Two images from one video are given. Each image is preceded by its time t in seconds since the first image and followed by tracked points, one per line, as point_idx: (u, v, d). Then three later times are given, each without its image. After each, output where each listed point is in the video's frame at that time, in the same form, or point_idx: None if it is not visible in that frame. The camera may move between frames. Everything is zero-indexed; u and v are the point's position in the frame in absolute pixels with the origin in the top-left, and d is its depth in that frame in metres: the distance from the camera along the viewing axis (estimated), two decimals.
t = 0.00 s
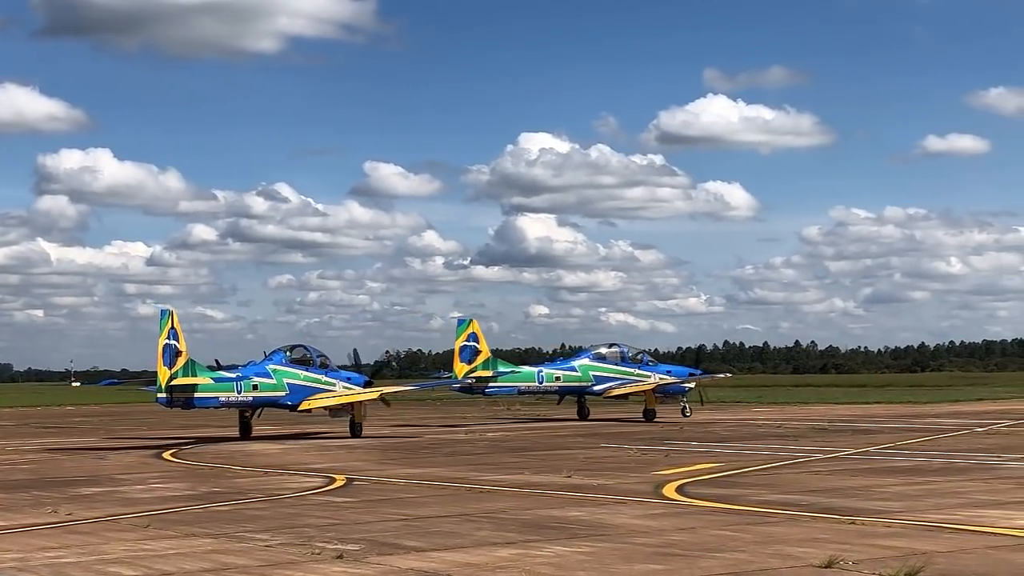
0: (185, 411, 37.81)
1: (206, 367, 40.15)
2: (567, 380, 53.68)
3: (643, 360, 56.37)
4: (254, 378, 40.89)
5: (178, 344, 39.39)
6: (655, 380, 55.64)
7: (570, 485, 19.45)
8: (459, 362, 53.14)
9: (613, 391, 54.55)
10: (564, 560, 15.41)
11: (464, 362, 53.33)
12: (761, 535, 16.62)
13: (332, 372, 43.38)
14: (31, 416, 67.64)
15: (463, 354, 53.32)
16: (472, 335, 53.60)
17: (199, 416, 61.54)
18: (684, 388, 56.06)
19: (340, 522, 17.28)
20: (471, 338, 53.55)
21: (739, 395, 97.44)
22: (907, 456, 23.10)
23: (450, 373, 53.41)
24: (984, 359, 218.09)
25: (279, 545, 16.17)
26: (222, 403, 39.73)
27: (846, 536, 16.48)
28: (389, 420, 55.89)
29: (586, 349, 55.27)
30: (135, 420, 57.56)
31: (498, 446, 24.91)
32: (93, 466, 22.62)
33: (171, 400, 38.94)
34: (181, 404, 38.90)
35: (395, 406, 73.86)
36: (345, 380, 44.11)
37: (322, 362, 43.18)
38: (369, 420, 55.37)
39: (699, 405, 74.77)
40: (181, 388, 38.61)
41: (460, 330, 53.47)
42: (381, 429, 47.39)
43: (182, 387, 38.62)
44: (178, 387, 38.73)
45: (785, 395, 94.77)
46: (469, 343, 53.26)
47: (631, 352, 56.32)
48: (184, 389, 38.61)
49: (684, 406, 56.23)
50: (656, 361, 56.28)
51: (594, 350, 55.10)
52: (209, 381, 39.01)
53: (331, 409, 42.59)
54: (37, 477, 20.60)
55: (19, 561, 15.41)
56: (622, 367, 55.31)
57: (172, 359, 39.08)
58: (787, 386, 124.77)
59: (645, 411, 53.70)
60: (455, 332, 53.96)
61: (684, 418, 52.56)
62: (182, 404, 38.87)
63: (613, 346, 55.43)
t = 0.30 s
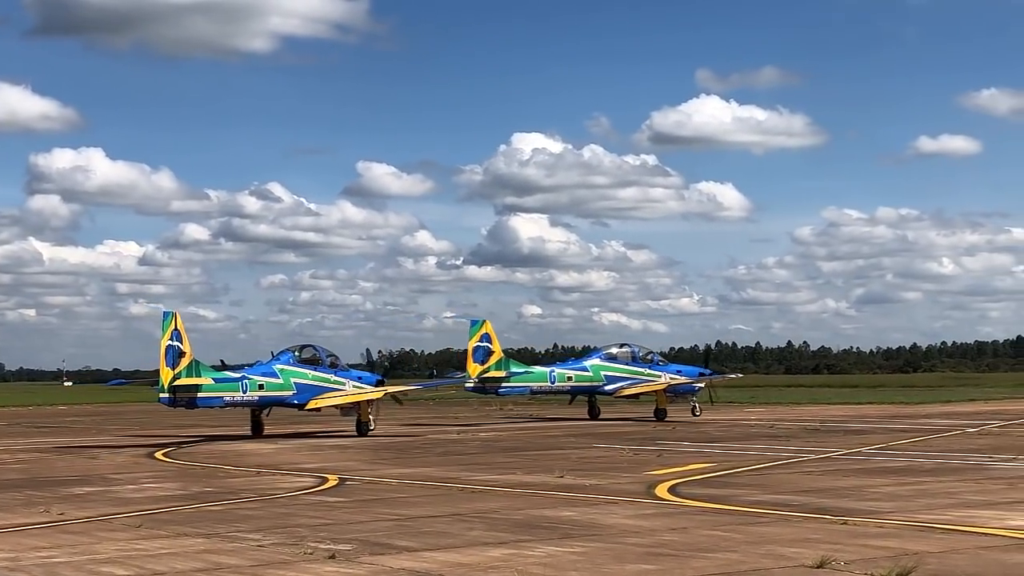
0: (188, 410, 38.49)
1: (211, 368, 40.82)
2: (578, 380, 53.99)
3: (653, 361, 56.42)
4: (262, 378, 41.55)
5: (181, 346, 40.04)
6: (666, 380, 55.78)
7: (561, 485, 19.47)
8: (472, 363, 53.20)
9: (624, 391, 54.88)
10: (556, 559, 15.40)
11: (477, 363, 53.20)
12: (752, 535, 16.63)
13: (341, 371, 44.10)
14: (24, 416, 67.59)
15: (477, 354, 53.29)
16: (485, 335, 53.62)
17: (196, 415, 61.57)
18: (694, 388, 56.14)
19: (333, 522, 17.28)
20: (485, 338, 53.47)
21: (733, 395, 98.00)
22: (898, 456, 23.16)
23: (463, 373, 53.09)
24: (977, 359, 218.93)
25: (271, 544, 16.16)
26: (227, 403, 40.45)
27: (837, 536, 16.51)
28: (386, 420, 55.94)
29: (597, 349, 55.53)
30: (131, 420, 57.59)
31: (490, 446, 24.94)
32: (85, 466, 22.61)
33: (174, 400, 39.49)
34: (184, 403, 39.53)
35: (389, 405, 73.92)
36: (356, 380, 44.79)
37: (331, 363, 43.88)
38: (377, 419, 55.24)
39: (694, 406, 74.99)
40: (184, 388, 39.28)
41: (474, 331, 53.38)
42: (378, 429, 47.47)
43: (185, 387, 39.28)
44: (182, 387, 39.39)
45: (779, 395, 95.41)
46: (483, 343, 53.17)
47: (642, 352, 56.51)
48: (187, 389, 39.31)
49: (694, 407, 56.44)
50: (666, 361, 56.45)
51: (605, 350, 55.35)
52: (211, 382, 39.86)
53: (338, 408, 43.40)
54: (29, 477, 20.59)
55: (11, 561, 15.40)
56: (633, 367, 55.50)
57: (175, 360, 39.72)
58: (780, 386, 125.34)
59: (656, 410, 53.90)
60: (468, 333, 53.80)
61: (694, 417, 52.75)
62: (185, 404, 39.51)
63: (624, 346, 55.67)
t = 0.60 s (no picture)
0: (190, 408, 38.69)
1: (216, 367, 40.92)
2: (590, 381, 54.20)
3: (664, 362, 56.83)
4: (269, 378, 41.65)
5: (186, 347, 40.14)
6: (677, 382, 55.92)
7: (553, 486, 19.49)
8: (485, 364, 52.80)
9: (635, 393, 54.91)
10: (548, 562, 15.37)
11: (490, 365, 52.91)
12: (744, 537, 16.64)
13: (351, 372, 44.12)
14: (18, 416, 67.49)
15: (489, 356, 53.05)
16: (497, 338, 53.44)
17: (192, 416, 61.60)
18: (703, 390, 56.46)
19: (325, 524, 17.28)
20: (498, 341, 53.36)
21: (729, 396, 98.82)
22: (890, 458, 23.24)
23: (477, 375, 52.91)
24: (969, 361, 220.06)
25: (264, 546, 16.14)
26: (234, 403, 40.50)
27: (829, 538, 16.52)
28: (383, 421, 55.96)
29: (608, 350, 55.75)
30: (127, 420, 57.61)
31: (482, 448, 24.95)
32: (78, 467, 22.58)
33: (179, 401, 39.68)
34: (187, 402, 39.68)
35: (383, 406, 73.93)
36: (367, 380, 44.81)
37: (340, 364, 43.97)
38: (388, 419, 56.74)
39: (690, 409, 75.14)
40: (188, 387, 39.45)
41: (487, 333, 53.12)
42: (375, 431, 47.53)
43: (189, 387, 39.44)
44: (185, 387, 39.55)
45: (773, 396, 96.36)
46: (497, 345, 53.07)
47: (652, 354, 56.72)
48: (192, 389, 39.52)
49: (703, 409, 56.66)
50: (677, 363, 56.64)
51: (616, 352, 55.61)
52: (216, 382, 40.04)
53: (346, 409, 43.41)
54: (22, 478, 20.55)
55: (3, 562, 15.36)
56: (644, 368, 55.75)
57: (180, 361, 39.88)
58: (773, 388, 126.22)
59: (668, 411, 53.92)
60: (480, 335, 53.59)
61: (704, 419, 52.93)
62: (188, 403, 39.67)
63: (635, 348, 55.97)
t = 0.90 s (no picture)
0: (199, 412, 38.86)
1: (224, 371, 41.00)
2: (602, 384, 54.31)
3: (674, 365, 56.94)
4: (279, 380, 41.94)
5: (193, 349, 40.08)
6: (688, 384, 56.04)
7: (545, 489, 19.51)
8: (500, 365, 52.61)
9: (647, 395, 54.74)
10: (540, 564, 15.37)
11: (504, 366, 52.77)
12: (735, 540, 16.66)
13: (363, 375, 44.68)
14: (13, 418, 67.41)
15: (504, 358, 52.90)
16: (512, 340, 53.32)
17: (189, 419, 61.58)
18: (713, 393, 56.59)
19: (317, 527, 17.28)
20: (512, 343, 53.30)
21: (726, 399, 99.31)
22: (882, 461, 23.29)
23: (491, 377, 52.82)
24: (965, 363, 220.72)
25: (256, 548, 16.14)
26: (242, 404, 40.47)
27: (820, 541, 16.55)
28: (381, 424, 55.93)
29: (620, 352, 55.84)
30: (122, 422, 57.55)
31: (474, 451, 24.96)
32: (70, 470, 22.57)
33: (186, 402, 39.71)
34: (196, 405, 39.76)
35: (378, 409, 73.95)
36: (380, 382, 45.23)
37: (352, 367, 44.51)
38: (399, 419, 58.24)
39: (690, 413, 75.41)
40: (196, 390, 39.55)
41: (502, 335, 53.04)
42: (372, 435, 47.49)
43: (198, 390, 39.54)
44: (194, 390, 39.62)
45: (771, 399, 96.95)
46: (512, 347, 53.00)
47: (663, 356, 56.81)
48: (200, 391, 39.64)
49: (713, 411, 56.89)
50: (687, 366, 56.77)
51: (628, 355, 55.67)
52: (224, 384, 40.15)
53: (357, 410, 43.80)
54: (14, 480, 20.52)
55: None
56: (655, 371, 55.83)
57: (187, 364, 39.78)
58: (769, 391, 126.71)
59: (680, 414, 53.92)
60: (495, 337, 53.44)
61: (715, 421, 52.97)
62: (197, 405, 39.76)
63: (646, 351, 56.06)
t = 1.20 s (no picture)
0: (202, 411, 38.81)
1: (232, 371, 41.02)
2: (613, 384, 54.34)
3: (683, 365, 57.02)
4: (288, 380, 41.94)
5: (200, 350, 40.04)
6: (697, 385, 56.16)
7: (536, 491, 19.50)
8: (512, 365, 52.59)
9: (656, 395, 54.99)
10: (532, 565, 15.34)
11: (516, 366, 52.68)
12: (727, 541, 16.65)
13: (374, 375, 44.73)
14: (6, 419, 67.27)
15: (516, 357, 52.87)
16: (524, 340, 53.28)
17: (185, 420, 61.55)
18: (722, 393, 56.64)
19: (308, 527, 17.25)
20: (524, 343, 53.24)
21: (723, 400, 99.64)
22: (873, 462, 23.32)
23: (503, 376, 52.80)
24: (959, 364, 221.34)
25: (247, 549, 16.11)
26: (249, 404, 40.51)
27: (811, 542, 16.54)
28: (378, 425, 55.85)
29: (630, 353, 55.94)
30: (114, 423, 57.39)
31: (466, 451, 24.95)
32: (61, 470, 22.51)
33: (193, 402, 39.76)
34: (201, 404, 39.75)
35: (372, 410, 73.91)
36: (392, 382, 45.36)
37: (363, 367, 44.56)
38: (413, 420, 58.13)
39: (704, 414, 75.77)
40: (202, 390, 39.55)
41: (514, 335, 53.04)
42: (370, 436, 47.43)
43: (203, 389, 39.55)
44: (200, 390, 39.62)
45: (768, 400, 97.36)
46: (524, 347, 52.95)
47: (672, 356, 56.88)
48: (207, 391, 39.67)
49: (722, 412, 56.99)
50: (696, 367, 56.80)
51: (638, 355, 55.76)
52: (231, 384, 40.13)
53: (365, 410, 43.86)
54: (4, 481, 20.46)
55: None
56: (665, 371, 55.93)
57: (194, 364, 39.77)
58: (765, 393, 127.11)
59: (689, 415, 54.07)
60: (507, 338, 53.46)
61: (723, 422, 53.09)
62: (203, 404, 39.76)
63: (656, 351, 56.16)
